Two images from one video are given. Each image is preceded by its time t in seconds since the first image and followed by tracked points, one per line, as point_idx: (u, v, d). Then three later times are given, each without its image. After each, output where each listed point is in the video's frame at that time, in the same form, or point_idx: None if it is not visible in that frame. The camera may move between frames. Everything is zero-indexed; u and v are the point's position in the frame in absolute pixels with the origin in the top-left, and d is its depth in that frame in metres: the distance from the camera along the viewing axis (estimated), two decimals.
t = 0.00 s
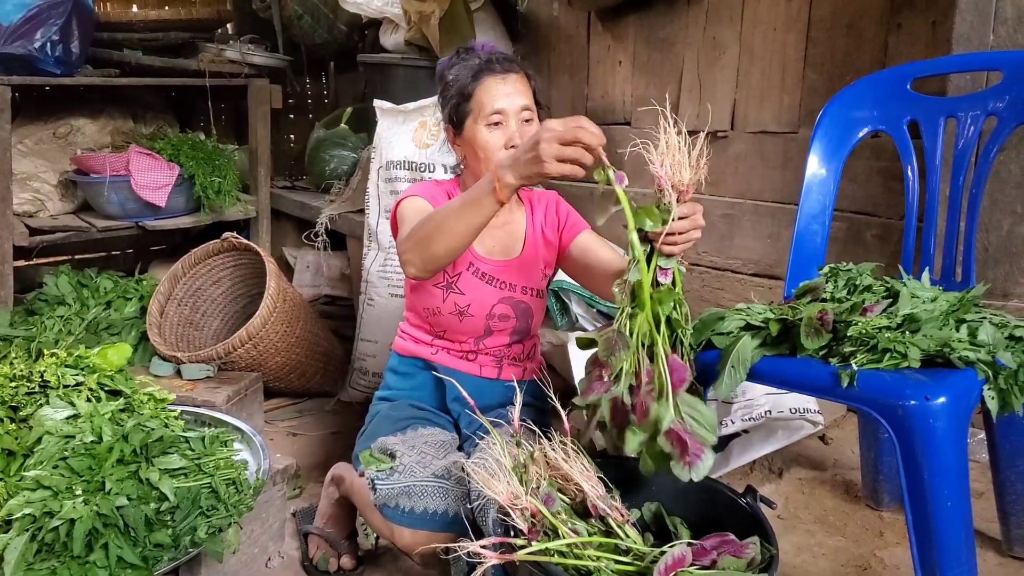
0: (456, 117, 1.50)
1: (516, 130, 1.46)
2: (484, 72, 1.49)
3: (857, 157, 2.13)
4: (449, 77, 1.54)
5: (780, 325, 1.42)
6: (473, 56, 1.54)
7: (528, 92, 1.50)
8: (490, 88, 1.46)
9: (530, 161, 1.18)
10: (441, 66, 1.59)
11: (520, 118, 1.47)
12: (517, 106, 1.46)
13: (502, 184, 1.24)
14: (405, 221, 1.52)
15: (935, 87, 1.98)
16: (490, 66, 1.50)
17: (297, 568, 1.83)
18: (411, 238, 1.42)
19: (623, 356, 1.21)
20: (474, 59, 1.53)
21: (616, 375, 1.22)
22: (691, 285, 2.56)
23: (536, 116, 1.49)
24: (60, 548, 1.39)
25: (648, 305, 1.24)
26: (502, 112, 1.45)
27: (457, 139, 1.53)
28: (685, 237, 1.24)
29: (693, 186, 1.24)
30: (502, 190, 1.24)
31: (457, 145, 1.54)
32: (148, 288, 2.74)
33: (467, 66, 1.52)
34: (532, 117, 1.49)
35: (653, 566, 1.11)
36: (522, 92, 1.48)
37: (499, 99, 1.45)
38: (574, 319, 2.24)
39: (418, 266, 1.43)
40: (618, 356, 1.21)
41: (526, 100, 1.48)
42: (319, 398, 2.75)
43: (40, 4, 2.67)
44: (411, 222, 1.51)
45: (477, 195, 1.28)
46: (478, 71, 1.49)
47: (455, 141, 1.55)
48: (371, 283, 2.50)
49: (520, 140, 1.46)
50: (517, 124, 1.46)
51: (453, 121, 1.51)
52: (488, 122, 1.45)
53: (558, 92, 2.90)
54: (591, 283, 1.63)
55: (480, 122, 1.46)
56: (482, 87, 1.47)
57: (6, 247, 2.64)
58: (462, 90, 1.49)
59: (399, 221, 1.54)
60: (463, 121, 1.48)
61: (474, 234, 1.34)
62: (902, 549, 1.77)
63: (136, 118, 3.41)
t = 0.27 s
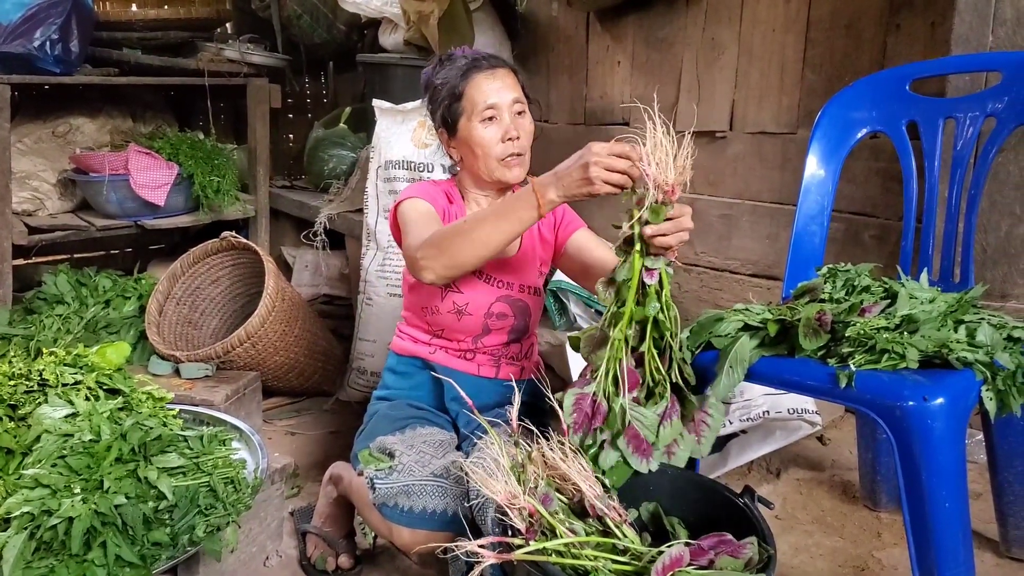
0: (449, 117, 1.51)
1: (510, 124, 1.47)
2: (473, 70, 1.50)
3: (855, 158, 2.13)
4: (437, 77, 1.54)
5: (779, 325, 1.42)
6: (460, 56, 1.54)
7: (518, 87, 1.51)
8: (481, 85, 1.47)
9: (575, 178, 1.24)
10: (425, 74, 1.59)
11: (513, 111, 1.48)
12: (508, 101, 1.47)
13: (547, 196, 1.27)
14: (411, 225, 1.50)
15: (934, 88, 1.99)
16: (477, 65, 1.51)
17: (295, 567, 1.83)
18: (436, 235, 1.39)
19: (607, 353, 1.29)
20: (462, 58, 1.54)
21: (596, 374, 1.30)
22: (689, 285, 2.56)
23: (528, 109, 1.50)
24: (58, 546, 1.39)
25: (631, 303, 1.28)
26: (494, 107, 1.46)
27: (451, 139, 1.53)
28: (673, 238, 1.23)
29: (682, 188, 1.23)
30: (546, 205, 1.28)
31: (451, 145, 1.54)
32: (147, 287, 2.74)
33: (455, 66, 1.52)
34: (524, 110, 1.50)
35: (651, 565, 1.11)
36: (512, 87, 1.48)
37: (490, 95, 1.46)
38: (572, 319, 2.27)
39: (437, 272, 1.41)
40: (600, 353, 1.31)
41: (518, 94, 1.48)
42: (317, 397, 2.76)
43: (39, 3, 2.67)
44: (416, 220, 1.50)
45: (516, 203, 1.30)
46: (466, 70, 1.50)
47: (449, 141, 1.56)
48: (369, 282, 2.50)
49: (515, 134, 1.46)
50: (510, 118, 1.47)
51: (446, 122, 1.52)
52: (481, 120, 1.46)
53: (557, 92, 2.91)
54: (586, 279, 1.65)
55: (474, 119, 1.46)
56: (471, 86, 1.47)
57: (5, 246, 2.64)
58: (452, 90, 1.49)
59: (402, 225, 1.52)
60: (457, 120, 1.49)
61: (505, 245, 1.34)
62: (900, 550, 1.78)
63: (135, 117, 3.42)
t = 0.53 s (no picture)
0: (448, 118, 1.51)
1: (510, 125, 1.47)
2: (472, 72, 1.49)
3: (854, 158, 2.14)
4: (436, 78, 1.54)
5: (778, 326, 1.42)
6: (458, 57, 1.54)
7: (517, 88, 1.51)
8: (480, 87, 1.47)
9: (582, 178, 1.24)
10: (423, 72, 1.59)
11: (512, 112, 1.48)
12: (508, 102, 1.47)
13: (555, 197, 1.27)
14: (414, 223, 1.49)
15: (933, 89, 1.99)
16: (476, 66, 1.51)
17: (295, 568, 1.83)
18: (439, 234, 1.39)
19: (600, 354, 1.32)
20: (460, 58, 1.53)
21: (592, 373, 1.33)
22: (688, 286, 2.56)
23: (527, 110, 1.50)
24: (57, 547, 1.39)
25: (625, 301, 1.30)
26: (494, 109, 1.46)
27: (450, 140, 1.53)
28: (668, 236, 1.27)
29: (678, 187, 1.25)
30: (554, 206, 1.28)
31: (450, 145, 1.54)
32: (146, 288, 2.74)
33: (454, 66, 1.52)
34: (523, 111, 1.50)
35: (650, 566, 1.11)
36: (511, 88, 1.49)
37: (490, 96, 1.47)
38: (571, 318, 2.25)
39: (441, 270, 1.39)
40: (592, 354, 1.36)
41: (517, 95, 1.49)
42: (316, 398, 2.76)
43: (38, 4, 2.67)
44: (419, 220, 1.49)
45: (523, 203, 1.30)
46: (466, 71, 1.50)
47: (448, 142, 1.56)
48: (369, 283, 2.50)
49: (515, 136, 1.47)
50: (509, 119, 1.48)
51: (446, 123, 1.52)
52: (481, 121, 1.46)
53: (557, 92, 2.91)
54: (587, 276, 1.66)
55: (474, 121, 1.46)
56: (471, 87, 1.47)
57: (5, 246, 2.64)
58: (452, 92, 1.49)
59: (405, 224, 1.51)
60: (456, 122, 1.49)
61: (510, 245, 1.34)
62: (899, 550, 1.78)
63: (135, 118, 3.42)
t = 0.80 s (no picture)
0: (445, 124, 1.51)
1: (506, 135, 1.47)
2: (472, 78, 1.49)
3: (853, 159, 2.14)
4: (436, 80, 1.53)
5: (777, 327, 1.42)
6: (458, 59, 1.53)
7: (516, 95, 1.51)
8: (479, 94, 1.47)
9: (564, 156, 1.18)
10: (425, 67, 1.59)
11: (509, 122, 1.48)
12: (506, 111, 1.47)
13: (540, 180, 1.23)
14: (410, 221, 1.49)
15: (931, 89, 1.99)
16: (477, 70, 1.50)
17: (294, 569, 1.83)
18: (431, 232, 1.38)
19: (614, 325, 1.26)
20: (461, 60, 1.52)
21: (606, 341, 1.27)
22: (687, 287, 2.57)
23: (524, 119, 1.51)
24: (56, 549, 1.39)
25: (642, 269, 1.23)
26: (491, 119, 1.46)
27: (448, 144, 1.53)
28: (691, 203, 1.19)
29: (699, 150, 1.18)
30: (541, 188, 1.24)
31: (449, 149, 1.54)
32: (145, 288, 2.74)
33: (454, 68, 1.51)
34: (520, 120, 1.50)
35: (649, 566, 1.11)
36: (510, 97, 1.49)
37: (488, 106, 1.47)
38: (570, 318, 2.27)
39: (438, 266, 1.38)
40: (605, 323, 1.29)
41: (515, 104, 1.49)
42: (315, 398, 2.75)
43: (37, 5, 2.68)
44: (414, 219, 1.49)
45: (509, 190, 1.27)
46: (466, 76, 1.49)
47: (445, 145, 1.56)
48: (367, 283, 2.50)
49: (510, 146, 1.48)
50: (506, 129, 1.48)
51: (443, 128, 1.52)
52: (478, 129, 1.47)
53: (556, 93, 2.91)
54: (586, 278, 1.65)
55: (471, 129, 1.47)
56: (470, 94, 1.47)
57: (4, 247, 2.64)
58: (450, 97, 1.49)
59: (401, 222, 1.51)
60: (454, 128, 1.49)
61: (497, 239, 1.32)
62: (898, 551, 1.78)
63: (134, 119, 3.42)
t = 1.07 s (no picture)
0: (438, 126, 1.51)
1: (499, 136, 1.47)
2: (464, 80, 1.49)
3: (849, 160, 2.14)
4: (427, 83, 1.53)
5: (773, 328, 1.43)
6: (449, 62, 1.53)
7: (508, 96, 1.51)
8: (471, 96, 1.47)
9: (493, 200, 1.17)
10: (416, 69, 1.60)
11: (502, 124, 1.48)
12: (498, 112, 1.47)
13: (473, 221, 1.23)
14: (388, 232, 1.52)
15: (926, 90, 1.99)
16: (469, 72, 1.50)
17: (291, 571, 1.83)
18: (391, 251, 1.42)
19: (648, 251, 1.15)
20: (452, 63, 1.52)
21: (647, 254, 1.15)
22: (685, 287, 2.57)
23: (517, 120, 1.51)
24: (52, 553, 1.39)
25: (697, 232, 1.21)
26: (484, 120, 1.46)
27: (441, 146, 1.53)
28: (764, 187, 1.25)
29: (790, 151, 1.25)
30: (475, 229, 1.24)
31: (441, 151, 1.54)
32: (142, 290, 2.74)
33: (445, 71, 1.51)
34: (513, 121, 1.50)
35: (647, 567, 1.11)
36: (502, 97, 1.49)
37: (481, 107, 1.47)
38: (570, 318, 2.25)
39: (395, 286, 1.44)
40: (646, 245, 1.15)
41: (508, 105, 1.49)
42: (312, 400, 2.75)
43: (33, 7, 2.68)
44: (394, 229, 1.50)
45: (450, 227, 1.28)
46: (458, 78, 1.49)
47: (438, 147, 1.56)
48: (365, 285, 2.51)
49: (504, 147, 1.47)
50: (499, 130, 1.48)
51: (436, 130, 1.52)
52: (471, 131, 1.47)
53: (553, 94, 2.91)
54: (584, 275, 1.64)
55: (463, 132, 1.47)
56: (463, 97, 1.47)
57: None
58: (443, 99, 1.49)
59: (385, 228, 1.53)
60: (446, 130, 1.49)
61: (447, 266, 1.35)
62: (894, 551, 1.78)
63: (130, 121, 3.42)
